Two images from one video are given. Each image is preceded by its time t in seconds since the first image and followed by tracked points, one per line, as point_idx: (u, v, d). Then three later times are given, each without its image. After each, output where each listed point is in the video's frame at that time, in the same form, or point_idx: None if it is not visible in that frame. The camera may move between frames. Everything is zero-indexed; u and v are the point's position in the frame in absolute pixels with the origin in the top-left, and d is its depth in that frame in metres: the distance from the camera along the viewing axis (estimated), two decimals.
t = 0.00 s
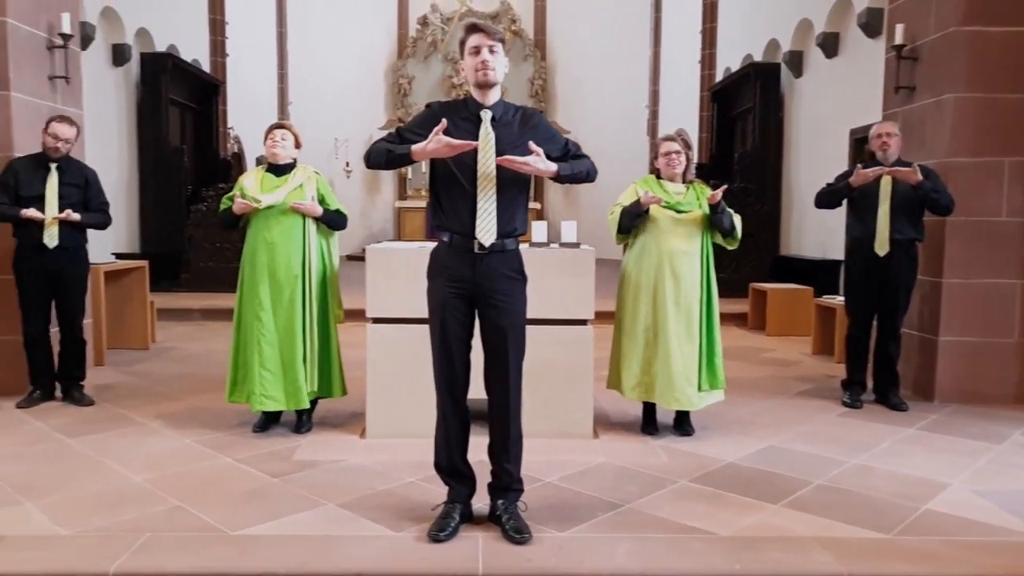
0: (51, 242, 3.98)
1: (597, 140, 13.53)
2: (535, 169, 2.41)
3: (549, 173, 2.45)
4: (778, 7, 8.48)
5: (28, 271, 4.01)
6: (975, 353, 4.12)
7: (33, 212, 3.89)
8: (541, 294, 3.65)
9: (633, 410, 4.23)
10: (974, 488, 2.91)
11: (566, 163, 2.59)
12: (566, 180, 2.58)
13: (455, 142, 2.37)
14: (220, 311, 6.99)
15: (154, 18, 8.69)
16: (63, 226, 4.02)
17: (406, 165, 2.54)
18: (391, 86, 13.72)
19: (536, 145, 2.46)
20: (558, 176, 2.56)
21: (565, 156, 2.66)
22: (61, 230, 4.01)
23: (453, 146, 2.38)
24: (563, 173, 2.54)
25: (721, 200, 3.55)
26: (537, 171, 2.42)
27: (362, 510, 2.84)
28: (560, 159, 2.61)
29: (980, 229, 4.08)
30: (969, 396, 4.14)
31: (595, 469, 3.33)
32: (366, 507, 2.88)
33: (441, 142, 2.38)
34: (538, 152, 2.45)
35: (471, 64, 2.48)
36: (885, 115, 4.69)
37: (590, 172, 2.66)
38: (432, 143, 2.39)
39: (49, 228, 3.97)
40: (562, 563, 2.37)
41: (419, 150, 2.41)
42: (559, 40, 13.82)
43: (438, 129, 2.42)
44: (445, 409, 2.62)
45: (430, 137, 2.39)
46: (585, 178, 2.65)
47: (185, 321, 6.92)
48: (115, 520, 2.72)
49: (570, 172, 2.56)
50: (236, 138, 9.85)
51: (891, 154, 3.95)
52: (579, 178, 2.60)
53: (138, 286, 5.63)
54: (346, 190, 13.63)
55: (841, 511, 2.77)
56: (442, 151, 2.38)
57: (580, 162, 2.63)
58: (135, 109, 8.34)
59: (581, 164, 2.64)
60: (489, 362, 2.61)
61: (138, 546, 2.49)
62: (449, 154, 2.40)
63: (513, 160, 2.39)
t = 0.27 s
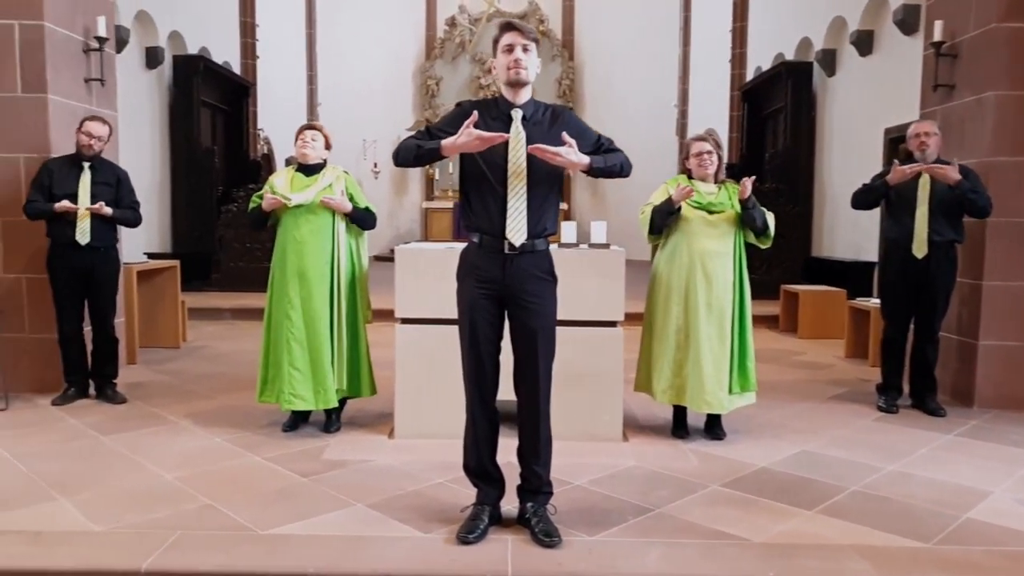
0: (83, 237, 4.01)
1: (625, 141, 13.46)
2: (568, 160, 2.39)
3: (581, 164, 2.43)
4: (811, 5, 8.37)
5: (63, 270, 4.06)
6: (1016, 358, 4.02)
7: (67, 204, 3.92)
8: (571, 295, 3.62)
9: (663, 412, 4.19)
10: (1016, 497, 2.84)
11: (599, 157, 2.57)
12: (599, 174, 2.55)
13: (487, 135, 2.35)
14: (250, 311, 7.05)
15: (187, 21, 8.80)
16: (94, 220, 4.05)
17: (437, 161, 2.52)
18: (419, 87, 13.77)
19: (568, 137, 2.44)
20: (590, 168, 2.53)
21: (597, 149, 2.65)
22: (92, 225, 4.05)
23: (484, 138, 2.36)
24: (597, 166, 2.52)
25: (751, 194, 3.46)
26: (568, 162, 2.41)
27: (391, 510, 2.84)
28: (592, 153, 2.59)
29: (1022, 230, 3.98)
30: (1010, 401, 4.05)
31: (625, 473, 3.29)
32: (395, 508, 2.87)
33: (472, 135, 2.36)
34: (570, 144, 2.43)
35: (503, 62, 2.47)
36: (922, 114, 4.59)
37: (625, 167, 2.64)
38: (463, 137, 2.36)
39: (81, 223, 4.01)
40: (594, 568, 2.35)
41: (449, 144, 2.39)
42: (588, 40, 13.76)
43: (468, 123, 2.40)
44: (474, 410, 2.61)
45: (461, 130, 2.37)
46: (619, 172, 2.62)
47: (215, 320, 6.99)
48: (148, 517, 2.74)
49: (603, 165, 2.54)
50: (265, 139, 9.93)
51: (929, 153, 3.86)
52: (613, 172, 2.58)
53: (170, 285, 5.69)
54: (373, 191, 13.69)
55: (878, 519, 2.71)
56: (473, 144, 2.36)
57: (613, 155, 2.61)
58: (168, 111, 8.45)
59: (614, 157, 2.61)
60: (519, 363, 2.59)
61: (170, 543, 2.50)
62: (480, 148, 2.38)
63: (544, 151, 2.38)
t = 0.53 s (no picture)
0: (115, 235, 4.06)
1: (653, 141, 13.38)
2: (600, 149, 2.36)
3: (614, 154, 2.40)
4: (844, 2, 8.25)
5: (97, 270, 4.11)
6: None
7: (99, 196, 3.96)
8: (602, 296, 3.59)
9: (694, 415, 4.14)
10: None
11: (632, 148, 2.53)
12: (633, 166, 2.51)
13: (518, 124, 2.33)
14: (279, 311, 7.10)
15: (218, 24, 8.89)
16: (125, 216, 4.09)
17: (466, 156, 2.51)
18: (446, 88, 13.84)
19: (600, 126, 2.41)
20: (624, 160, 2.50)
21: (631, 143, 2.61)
22: (122, 222, 4.09)
23: (514, 129, 2.34)
24: (631, 157, 2.48)
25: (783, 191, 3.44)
26: (601, 151, 2.37)
27: (421, 511, 2.83)
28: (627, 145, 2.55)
29: None
30: None
31: (656, 476, 3.25)
32: (425, 508, 2.86)
33: (504, 126, 2.35)
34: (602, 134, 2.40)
35: (536, 60, 2.44)
36: (962, 111, 4.49)
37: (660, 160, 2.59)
38: (494, 127, 2.35)
39: (113, 220, 4.06)
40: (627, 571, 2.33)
41: (478, 136, 2.38)
42: (615, 39, 13.72)
43: (499, 114, 2.39)
44: (504, 412, 2.59)
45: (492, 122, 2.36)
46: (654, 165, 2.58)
47: (245, 320, 7.05)
48: (180, 515, 2.76)
49: (637, 156, 2.50)
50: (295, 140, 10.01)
51: (971, 152, 3.78)
52: (647, 165, 2.54)
53: (201, 285, 5.74)
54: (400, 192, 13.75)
55: (917, 525, 2.66)
56: (504, 133, 2.34)
57: (647, 147, 2.57)
58: (199, 113, 8.54)
59: (648, 150, 2.57)
60: (549, 364, 2.56)
61: (203, 541, 2.51)
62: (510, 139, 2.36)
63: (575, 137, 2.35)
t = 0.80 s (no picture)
0: (147, 234, 4.09)
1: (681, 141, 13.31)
2: (633, 138, 2.33)
3: (649, 146, 2.37)
4: None
5: (130, 269, 4.15)
6: None
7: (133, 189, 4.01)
8: (633, 297, 3.55)
9: (725, 418, 4.09)
10: None
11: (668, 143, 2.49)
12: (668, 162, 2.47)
13: (543, 106, 2.32)
14: (308, 311, 7.14)
15: (249, 26, 8.98)
16: (157, 214, 4.14)
17: (494, 150, 2.50)
18: (473, 88, 14.00)
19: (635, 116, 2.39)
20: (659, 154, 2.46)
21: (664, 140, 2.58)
22: (154, 220, 4.13)
23: (540, 114, 2.33)
24: (667, 151, 2.44)
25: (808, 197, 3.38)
26: (635, 141, 2.34)
27: (451, 512, 2.82)
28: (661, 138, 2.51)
29: None
30: None
31: (688, 480, 3.22)
32: (455, 509, 2.86)
33: (529, 111, 2.34)
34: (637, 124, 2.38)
35: (571, 61, 2.43)
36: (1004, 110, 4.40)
37: (695, 159, 2.54)
38: (521, 114, 2.35)
39: (145, 218, 4.09)
40: None
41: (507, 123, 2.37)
42: (642, 39, 13.80)
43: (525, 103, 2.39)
44: (535, 414, 2.57)
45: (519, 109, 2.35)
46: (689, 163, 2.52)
47: (275, 319, 7.11)
48: (213, 513, 2.78)
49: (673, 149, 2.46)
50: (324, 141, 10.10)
51: (1015, 152, 3.69)
52: (681, 161, 2.49)
53: (232, 284, 5.80)
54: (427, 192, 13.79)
55: (958, 534, 2.60)
56: (530, 118, 2.33)
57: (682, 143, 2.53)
58: (230, 114, 8.63)
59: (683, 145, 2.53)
60: (581, 367, 2.54)
61: (236, 539, 2.53)
62: (537, 127, 2.35)
63: (608, 124, 2.33)
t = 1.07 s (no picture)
0: (181, 232, 4.14)
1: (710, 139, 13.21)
2: (671, 147, 2.32)
3: (685, 155, 2.36)
4: None
5: (164, 268, 4.19)
6: None
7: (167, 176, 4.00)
8: (666, 298, 3.52)
9: (758, 420, 4.03)
10: None
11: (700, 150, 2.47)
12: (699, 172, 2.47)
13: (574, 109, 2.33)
14: (338, 309, 7.18)
15: (280, 26, 9.05)
16: (189, 211, 4.18)
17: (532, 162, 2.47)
18: (501, 87, 14.19)
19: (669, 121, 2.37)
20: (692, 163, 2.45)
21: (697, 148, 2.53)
22: (187, 217, 4.18)
23: (574, 118, 2.32)
24: (699, 161, 2.42)
25: (838, 208, 3.32)
26: (672, 149, 2.34)
27: (483, 513, 2.81)
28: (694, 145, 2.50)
29: None
30: None
31: (722, 483, 3.18)
32: (487, 510, 2.85)
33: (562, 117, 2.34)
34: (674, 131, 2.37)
35: (607, 62, 2.40)
36: None
37: (724, 174, 2.53)
38: (555, 121, 2.35)
39: (179, 215, 4.14)
40: None
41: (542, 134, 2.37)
42: (672, 37, 13.75)
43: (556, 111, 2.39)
44: (569, 415, 2.55)
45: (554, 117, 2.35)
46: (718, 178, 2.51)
47: (305, 318, 7.16)
48: (247, 511, 2.79)
49: (707, 158, 2.45)
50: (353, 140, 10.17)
51: None
52: (711, 173, 2.48)
53: (263, 282, 5.84)
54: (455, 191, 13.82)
55: (1002, 542, 2.54)
56: (564, 124, 2.33)
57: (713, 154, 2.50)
58: (261, 114, 8.70)
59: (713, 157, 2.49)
60: (615, 368, 2.51)
61: (270, 538, 2.54)
62: (571, 131, 2.34)
63: (647, 129, 2.31)
